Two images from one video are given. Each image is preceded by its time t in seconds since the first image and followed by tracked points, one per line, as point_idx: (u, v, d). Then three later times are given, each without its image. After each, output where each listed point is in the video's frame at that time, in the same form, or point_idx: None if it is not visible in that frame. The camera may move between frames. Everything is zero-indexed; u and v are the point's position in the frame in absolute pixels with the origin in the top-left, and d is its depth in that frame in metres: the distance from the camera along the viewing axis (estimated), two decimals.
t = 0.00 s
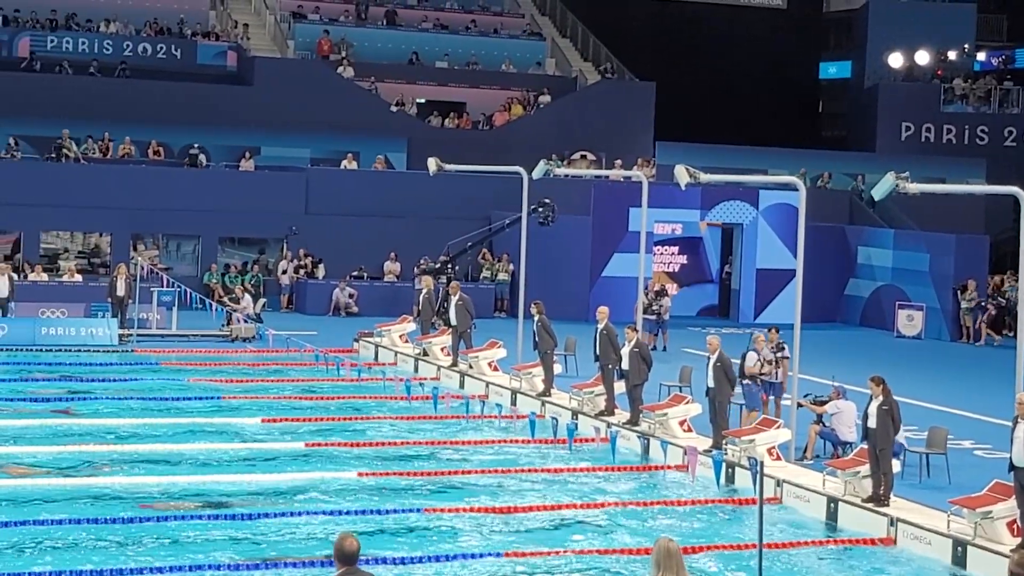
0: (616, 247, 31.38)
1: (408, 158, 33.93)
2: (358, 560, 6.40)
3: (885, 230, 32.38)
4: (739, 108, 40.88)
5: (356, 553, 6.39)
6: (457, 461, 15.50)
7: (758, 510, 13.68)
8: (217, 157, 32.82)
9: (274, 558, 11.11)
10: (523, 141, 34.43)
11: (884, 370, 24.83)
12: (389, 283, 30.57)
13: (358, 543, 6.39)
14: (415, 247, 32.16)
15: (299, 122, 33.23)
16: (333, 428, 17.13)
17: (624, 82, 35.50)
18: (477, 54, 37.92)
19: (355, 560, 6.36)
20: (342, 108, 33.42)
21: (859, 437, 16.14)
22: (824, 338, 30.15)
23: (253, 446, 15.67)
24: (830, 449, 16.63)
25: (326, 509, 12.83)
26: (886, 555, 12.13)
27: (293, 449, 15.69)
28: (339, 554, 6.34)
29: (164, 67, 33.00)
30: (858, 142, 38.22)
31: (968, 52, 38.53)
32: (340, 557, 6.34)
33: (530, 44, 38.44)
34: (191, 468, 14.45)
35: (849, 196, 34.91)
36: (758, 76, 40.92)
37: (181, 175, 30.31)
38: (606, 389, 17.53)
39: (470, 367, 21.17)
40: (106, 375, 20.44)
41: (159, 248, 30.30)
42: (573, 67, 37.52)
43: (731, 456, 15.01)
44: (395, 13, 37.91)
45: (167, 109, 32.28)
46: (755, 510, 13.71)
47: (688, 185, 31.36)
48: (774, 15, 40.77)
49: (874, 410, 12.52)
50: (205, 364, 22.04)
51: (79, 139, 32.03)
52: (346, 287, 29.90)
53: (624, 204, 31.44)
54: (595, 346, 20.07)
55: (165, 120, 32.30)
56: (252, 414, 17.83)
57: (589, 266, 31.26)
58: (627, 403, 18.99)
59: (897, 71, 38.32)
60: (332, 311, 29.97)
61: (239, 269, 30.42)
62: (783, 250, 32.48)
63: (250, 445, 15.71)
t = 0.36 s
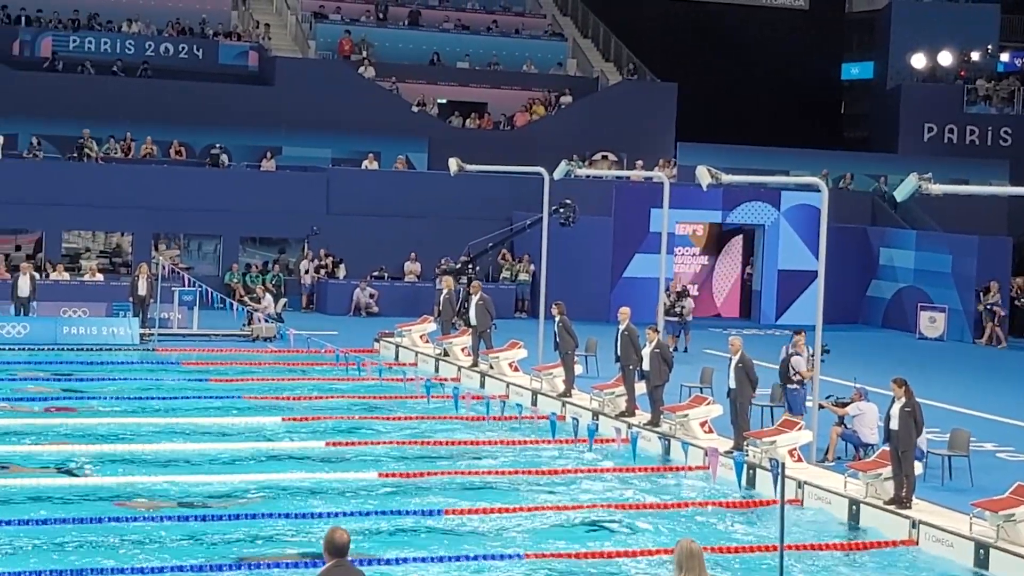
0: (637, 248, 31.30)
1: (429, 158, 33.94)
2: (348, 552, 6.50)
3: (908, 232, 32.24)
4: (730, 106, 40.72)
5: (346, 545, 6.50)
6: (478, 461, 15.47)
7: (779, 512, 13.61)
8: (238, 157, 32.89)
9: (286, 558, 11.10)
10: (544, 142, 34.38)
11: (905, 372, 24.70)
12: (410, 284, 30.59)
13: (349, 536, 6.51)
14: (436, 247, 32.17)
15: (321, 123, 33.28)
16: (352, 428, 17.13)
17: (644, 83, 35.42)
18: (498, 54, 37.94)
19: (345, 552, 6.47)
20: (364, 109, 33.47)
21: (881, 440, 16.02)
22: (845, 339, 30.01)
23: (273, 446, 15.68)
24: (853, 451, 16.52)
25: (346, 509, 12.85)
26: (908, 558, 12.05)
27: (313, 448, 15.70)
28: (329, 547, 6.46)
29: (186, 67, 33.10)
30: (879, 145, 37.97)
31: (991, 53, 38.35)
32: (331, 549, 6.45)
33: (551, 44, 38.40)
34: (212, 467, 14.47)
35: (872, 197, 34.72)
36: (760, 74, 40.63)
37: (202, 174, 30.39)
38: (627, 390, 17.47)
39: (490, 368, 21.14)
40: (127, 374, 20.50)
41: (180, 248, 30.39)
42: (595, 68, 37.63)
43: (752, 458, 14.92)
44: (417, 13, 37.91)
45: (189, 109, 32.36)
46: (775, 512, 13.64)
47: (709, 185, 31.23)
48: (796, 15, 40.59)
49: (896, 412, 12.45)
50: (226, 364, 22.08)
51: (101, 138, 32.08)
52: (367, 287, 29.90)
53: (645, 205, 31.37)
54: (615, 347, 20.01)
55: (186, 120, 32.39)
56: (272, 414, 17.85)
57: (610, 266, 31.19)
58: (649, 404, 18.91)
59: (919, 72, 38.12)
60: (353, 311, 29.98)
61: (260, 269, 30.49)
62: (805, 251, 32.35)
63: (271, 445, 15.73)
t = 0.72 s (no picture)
0: (664, 248, 31.18)
1: (456, 157, 33.93)
2: (345, 551, 6.54)
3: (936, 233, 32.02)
4: (742, 106, 40.51)
5: (342, 544, 6.53)
6: (504, 460, 15.44)
7: (806, 514, 13.52)
8: (265, 156, 32.97)
9: (303, 556, 11.07)
10: (571, 142, 34.31)
11: (933, 374, 24.53)
12: (436, 283, 30.59)
13: (345, 535, 6.55)
14: (463, 246, 32.16)
15: (348, 122, 33.33)
16: (377, 427, 17.13)
17: (670, 83, 35.33)
18: (526, 54, 37.92)
19: (341, 550, 6.51)
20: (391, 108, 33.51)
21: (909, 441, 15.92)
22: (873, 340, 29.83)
23: (299, 444, 15.71)
24: (879, 451, 16.49)
25: (369, 507, 12.81)
26: (936, 560, 11.93)
27: (339, 447, 15.71)
28: (325, 545, 6.50)
29: (213, 65, 33.18)
30: (910, 146, 37.81)
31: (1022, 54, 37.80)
32: (327, 547, 6.49)
33: (579, 44, 38.41)
34: (238, 465, 14.51)
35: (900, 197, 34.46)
36: (778, 74, 40.44)
37: (229, 173, 30.47)
38: (653, 390, 17.40)
39: (516, 367, 21.10)
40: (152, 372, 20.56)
41: (207, 246, 30.50)
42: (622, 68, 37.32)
43: (779, 459, 14.81)
44: (446, 12, 37.93)
45: (217, 107, 32.45)
46: (803, 513, 13.54)
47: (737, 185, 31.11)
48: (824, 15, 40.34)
49: (924, 413, 12.33)
50: (252, 362, 22.13)
51: (129, 137, 32.09)
52: (393, 286, 29.92)
53: (672, 205, 31.27)
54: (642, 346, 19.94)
55: (214, 119, 32.48)
56: (299, 412, 17.89)
57: (637, 266, 31.11)
58: (675, 405, 18.83)
59: (949, 72, 37.85)
60: (380, 310, 29.98)
61: (286, 267, 30.56)
62: (833, 252, 32.17)
63: (297, 443, 15.75)
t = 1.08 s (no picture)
0: (743, 249, 30.83)
1: (532, 157, 33.88)
2: (379, 559, 6.35)
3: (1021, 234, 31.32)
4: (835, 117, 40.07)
5: (377, 553, 6.35)
6: (581, 461, 15.31)
7: (887, 518, 13.22)
8: (343, 155, 33.15)
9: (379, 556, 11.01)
10: (648, 142, 34.09)
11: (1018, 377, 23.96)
12: (512, 283, 30.53)
13: (379, 544, 6.36)
14: (540, 247, 32.06)
15: (425, 122, 33.42)
16: (454, 426, 17.09)
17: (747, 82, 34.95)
18: (603, 53, 37.71)
19: (376, 559, 6.32)
20: (468, 108, 33.54)
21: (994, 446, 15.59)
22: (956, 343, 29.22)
23: (375, 443, 15.71)
24: (961, 456, 16.19)
25: (446, 507, 12.76)
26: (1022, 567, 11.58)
27: (415, 446, 15.69)
28: (360, 554, 6.31)
29: (291, 65, 33.32)
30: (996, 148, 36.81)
31: None
32: (362, 556, 6.30)
33: (656, 44, 38.05)
34: (313, 463, 14.55)
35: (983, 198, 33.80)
36: (865, 80, 39.93)
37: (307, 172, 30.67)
38: (732, 391, 17.16)
39: (594, 368, 20.93)
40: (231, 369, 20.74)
41: (285, 245, 30.88)
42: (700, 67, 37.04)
43: (860, 462, 14.50)
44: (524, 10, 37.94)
45: (295, 107, 32.69)
46: (884, 518, 13.25)
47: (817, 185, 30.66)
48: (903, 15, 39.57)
49: (1009, 417, 11.98)
50: (330, 361, 22.19)
51: (208, 136, 32.47)
52: (469, 285, 29.88)
53: (751, 205, 30.91)
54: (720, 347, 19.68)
55: (292, 118, 32.71)
56: (376, 411, 17.91)
57: (715, 267, 30.80)
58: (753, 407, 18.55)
59: None
60: (456, 309, 29.95)
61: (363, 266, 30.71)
62: (915, 253, 31.60)
63: (374, 442, 15.74)
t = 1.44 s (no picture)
0: (887, 253, 30.19)
1: (672, 159, 33.54)
2: (476, 558, 6.39)
3: None
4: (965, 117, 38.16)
5: (473, 551, 6.38)
6: (722, 466, 14.97)
7: None
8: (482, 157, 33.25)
9: (514, 556, 10.94)
10: (791, 142, 33.38)
11: None
12: (652, 285, 30.21)
13: (476, 541, 6.41)
14: (680, 251, 31.73)
15: (563, 124, 33.34)
16: (593, 429, 16.93)
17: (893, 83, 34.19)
18: (746, 54, 37.04)
19: (472, 557, 6.36)
20: (607, 109, 33.36)
21: None
22: None
23: (512, 444, 15.64)
24: None
25: (589, 509, 12.62)
26: None
27: (552, 448, 15.56)
28: (457, 552, 6.36)
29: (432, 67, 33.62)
30: None
31: None
32: (459, 554, 6.35)
33: (800, 44, 37.36)
34: (451, 463, 14.54)
35: None
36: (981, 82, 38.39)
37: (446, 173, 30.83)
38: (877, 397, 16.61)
39: (734, 372, 20.50)
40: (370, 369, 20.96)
41: (425, 245, 31.28)
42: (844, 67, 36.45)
43: (1012, 474, 13.78)
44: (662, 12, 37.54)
45: (435, 109, 32.92)
46: None
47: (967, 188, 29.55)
48: None
49: None
50: (469, 362, 22.20)
51: (349, 138, 32.90)
52: (609, 288, 29.67)
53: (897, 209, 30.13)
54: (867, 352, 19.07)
55: (432, 120, 32.93)
56: (514, 412, 17.85)
57: (860, 272, 30.08)
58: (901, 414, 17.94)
59: None
60: (594, 312, 29.77)
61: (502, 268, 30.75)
62: None
63: (512, 444, 15.65)
